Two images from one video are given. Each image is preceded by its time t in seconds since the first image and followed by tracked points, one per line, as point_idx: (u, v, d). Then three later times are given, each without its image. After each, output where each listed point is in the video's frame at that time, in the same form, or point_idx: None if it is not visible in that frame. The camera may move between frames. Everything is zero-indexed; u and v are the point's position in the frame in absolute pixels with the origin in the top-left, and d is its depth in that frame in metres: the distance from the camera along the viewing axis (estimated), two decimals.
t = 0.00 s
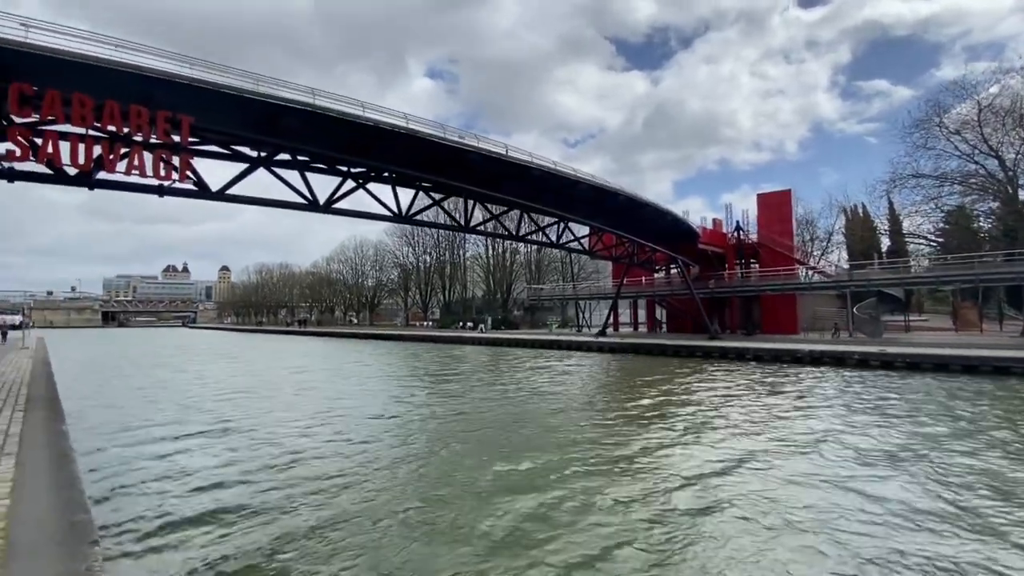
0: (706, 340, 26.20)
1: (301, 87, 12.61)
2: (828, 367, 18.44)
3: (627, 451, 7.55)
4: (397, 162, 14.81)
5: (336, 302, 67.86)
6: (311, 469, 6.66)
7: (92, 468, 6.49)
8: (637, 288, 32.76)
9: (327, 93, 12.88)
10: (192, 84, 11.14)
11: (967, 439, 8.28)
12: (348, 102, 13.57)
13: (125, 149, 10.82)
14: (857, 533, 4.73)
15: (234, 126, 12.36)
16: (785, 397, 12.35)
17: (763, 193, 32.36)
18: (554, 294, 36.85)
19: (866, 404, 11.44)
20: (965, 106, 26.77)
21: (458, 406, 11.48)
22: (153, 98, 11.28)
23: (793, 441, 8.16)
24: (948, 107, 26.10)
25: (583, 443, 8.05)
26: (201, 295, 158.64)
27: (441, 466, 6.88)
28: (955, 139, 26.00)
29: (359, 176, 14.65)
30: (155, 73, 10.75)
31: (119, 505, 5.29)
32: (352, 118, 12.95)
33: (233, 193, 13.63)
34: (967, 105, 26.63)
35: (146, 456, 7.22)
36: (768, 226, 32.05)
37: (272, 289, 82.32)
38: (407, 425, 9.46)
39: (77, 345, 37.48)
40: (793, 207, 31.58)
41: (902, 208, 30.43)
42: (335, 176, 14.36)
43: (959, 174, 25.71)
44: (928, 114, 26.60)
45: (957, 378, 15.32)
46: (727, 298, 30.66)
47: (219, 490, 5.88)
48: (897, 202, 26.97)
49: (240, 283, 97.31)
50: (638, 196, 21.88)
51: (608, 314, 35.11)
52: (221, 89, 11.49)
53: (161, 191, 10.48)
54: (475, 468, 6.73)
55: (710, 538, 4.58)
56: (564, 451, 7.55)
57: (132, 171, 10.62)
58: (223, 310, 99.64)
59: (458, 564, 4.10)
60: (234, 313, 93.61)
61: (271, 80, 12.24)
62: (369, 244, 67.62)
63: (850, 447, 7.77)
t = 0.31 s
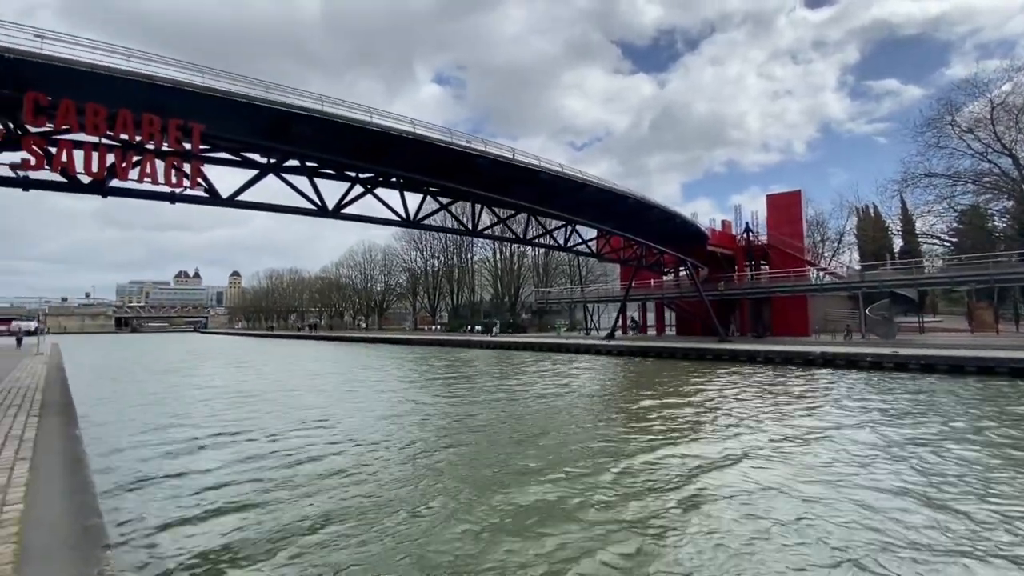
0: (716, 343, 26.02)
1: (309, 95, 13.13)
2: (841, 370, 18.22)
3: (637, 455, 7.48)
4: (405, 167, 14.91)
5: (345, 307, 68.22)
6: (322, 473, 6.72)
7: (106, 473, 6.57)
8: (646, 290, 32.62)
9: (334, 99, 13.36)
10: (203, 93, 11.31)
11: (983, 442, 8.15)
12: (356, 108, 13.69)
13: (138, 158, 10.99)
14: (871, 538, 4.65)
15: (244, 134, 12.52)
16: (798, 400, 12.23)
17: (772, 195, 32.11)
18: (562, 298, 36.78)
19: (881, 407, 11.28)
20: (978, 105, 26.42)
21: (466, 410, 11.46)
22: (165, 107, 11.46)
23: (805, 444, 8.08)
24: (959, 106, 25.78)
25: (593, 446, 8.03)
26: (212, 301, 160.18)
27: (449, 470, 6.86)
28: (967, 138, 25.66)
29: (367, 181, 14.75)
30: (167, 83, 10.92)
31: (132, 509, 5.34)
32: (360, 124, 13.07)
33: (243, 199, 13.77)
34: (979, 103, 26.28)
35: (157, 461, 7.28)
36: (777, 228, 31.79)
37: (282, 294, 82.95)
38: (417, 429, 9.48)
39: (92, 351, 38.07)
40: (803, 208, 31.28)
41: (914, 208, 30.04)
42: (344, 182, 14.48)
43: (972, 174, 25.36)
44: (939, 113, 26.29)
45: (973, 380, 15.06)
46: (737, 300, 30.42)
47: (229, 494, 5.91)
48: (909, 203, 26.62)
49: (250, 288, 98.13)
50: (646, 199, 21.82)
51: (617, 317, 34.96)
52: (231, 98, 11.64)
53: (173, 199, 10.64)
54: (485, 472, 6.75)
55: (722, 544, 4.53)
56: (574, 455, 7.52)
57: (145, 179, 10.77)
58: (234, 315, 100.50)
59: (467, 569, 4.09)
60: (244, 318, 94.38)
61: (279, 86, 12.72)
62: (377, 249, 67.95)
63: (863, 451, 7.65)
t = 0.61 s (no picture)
0: (728, 345, 25.76)
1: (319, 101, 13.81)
2: (856, 372, 17.94)
3: (648, 458, 7.43)
4: (414, 171, 15.01)
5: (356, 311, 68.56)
6: (334, 476, 6.77)
7: (121, 476, 6.65)
8: (656, 292, 32.43)
9: (343, 105, 13.99)
10: (215, 101, 11.48)
11: (1003, 445, 7.99)
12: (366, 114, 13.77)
13: (152, 165, 11.16)
14: (887, 543, 4.58)
15: (255, 141, 12.70)
16: (812, 403, 12.05)
17: (783, 195, 31.82)
18: (572, 300, 36.66)
19: (897, 410, 11.08)
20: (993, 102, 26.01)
21: (477, 413, 11.45)
22: (178, 115, 11.64)
23: (820, 448, 7.97)
24: (974, 103, 25.40)
25: (604, 450, 7.98)
26: (225, 305, 161.86)
27: (459, 474, 6.88)
28: (983, 135, 25.26)
29: (377, 187, 14.86)
30: (180, 91, 11.10)
31: (146, 512, 5.39)
32: (369, 130, 13.19)
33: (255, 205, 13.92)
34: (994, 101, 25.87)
35: (170, 465, 7.36)
36: (789, 229, 31.49)
37: (293, 299, 83.61)
38: (428, 432, 9.48)
39: (107, 356, 38.59)
40: (815, 209, 30.95)
41: (929, 207, 29.59)
42: (353, 187, 14.60)
43: (988, 172, 24.95)
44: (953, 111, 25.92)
45: (993, 382, 14.74)
46: (749, 302, 30.13)
47: (241, 497, 5.97)
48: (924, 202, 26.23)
49: (261, 293, 98.97)
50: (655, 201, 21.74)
51: (627, 319, 34.76)
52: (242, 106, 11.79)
53: (187, 205, 10.79)
54: (496, 475, 6.75)
55: (735, 548, 4.48)
56: (585, 459, 7.49)
57: (159, 186, 10.94)
58: (246, 320, 101.46)
59: (478, 570, 4.12)
60: (256, 322, 95.24)
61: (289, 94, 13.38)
62: (387, 253, 68.28)
63: (879, 454, 7.54)
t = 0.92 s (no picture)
0: (744, 347, 25.45)
1: (331, 107, 13.40)
2: (876, 374, 17.60)
3: (661, 460, 7.39)
4: (426, 176, 15.10)
5: (369, 315, 69.11)
6: (348, 476, 6.86)
7: (141, 479, 6.78)
8: (669, 294, 32.19)
9: (355, 111, 13.60)
10: (230, 109, 11.66)
11: None
12: (378, 119, 13.88)
13: (170, 173, 11.38)
14: (906, 545, 4.50)
15: (270, 147, 12.87)
16: (830, 406, 11.85)
17: (799, 195, 31.40)
18: (584, 303, 36.54)
19: (919, 413, 10.84)
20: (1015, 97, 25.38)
21: (490, 416, 11.46)
22: (196, 123, 11.87)
23: (839, 450, 7.86)
24: (996, 98, 24.81)
25: (618, 451, 7.95)
26: (241, 310, 164.21)
27: (474, 473, 6.93)
28: (1006, 131, 24.64)
29: (390, 191, 14.98)
30: (197, 100, 11.30)
31: (165, 512, 5.50)
32: (381, 135, 13.29)
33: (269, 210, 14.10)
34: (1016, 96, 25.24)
35: (188, 466, 7.49)
36: (805, 229, 31.04)
37: (308, 303, 84.61)
38: (441, 435, 9.50)
39: (127, 361, 39.42)
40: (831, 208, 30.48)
41: (950, 205, 28.93)
42: (367, 191, 14.75)
43: (1011, 168, 24.34)
44: (974, 107, 25.36)
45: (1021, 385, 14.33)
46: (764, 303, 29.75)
47: (258, 497, 6.06)
48: (944, 200, 25.68)
49: (277, 298, 100.30)
50: (668, 202, 21.60)
51: (640, 321, 34.54)
52: (257, 113, 11.95)
53: (204, 211, 10.97)
54: (510, 475, 6.79)
55: (750, 549, 4.44)
56: (598, 460, 7.47)
57: (177, 193, 11.15)
58: (263, 324, 103.11)
59: (490, 568, 4.16)
60: (272, 326, 96.48)
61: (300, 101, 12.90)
62: (400, 257, 68.79)
63: (897, 456, 7.41)
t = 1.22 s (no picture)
0: (760, 349, 25.09)
1: (345, 113, 13.56)
2: (897, 377, 17.23)
3: (676, 463, 7.31)
4: (439, 180, 15.20)
5: (383, 317, 69.62)
6: (364, 478, 6.92)
7: (161, 480, 6.91)
8: (684, 296, 31.90)
9: (369, 117, 13.75)
10: (246, 116, 11.86)
11: None
12: (391, 125, 14.03)
13: (188, 179, 11.60)
14: (928, 553, 4.38)
15: (285, 153, 13.06)
16: (850, 408, 11.63)
17: (815, 195, 30.91)
18: (597, 305, 36.37)
19: (943, 416, 10.58)
20: None
21: (504, 419, 11.45)
22: (213, 130, 12.10)
23: (859, 454, 7.71)
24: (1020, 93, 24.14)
25: (632, 454, 7.89)
26: (258, 314, 166.45)
27: (488, 475, 6.94)
28: None
29: (403, 195, 15.10)
30: (214, 108, 11.51)
31: (184, 513, 5.59)
32: (394, 140, 13.41)
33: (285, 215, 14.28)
34: None
35: (207, 468, 7.60)
36: (822, 229, 30.55)
37: (323, 306, 85.48)
38: (455, 437, 9.53)
39: (148, 364, 40.17)
40: (850, 207, 29.95)
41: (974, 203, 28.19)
42: (380, 196, 14.88)
43: None
44: (997, 102, 24.72)
45: None
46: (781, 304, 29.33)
47: (274, 500, 6.13)
48: (967, 198, 25.05)
49: (293, 302, 101.52)
50: (681, 203, 21.42)
51: (654, 323, 34.26)
52: (273, 120, 12.14)
53: (221, 217, 11.16)
54: (524, 478, 6.79)
55: (766, 553, 4.36)
56: (613, 462, 7.43)
57: (195, 200, 11.36)
58: (279, 328, 104.46)
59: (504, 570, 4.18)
60: (288, 329, 97.65)
61: (316, 107, 13.07)
62: (413, 260, 69.19)
63: (918, 460, 7.25)
